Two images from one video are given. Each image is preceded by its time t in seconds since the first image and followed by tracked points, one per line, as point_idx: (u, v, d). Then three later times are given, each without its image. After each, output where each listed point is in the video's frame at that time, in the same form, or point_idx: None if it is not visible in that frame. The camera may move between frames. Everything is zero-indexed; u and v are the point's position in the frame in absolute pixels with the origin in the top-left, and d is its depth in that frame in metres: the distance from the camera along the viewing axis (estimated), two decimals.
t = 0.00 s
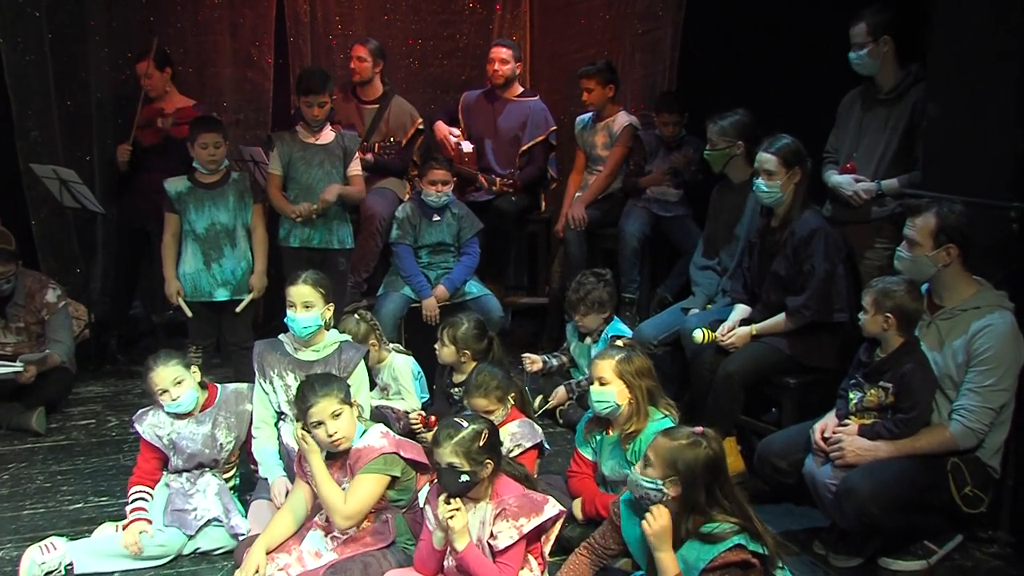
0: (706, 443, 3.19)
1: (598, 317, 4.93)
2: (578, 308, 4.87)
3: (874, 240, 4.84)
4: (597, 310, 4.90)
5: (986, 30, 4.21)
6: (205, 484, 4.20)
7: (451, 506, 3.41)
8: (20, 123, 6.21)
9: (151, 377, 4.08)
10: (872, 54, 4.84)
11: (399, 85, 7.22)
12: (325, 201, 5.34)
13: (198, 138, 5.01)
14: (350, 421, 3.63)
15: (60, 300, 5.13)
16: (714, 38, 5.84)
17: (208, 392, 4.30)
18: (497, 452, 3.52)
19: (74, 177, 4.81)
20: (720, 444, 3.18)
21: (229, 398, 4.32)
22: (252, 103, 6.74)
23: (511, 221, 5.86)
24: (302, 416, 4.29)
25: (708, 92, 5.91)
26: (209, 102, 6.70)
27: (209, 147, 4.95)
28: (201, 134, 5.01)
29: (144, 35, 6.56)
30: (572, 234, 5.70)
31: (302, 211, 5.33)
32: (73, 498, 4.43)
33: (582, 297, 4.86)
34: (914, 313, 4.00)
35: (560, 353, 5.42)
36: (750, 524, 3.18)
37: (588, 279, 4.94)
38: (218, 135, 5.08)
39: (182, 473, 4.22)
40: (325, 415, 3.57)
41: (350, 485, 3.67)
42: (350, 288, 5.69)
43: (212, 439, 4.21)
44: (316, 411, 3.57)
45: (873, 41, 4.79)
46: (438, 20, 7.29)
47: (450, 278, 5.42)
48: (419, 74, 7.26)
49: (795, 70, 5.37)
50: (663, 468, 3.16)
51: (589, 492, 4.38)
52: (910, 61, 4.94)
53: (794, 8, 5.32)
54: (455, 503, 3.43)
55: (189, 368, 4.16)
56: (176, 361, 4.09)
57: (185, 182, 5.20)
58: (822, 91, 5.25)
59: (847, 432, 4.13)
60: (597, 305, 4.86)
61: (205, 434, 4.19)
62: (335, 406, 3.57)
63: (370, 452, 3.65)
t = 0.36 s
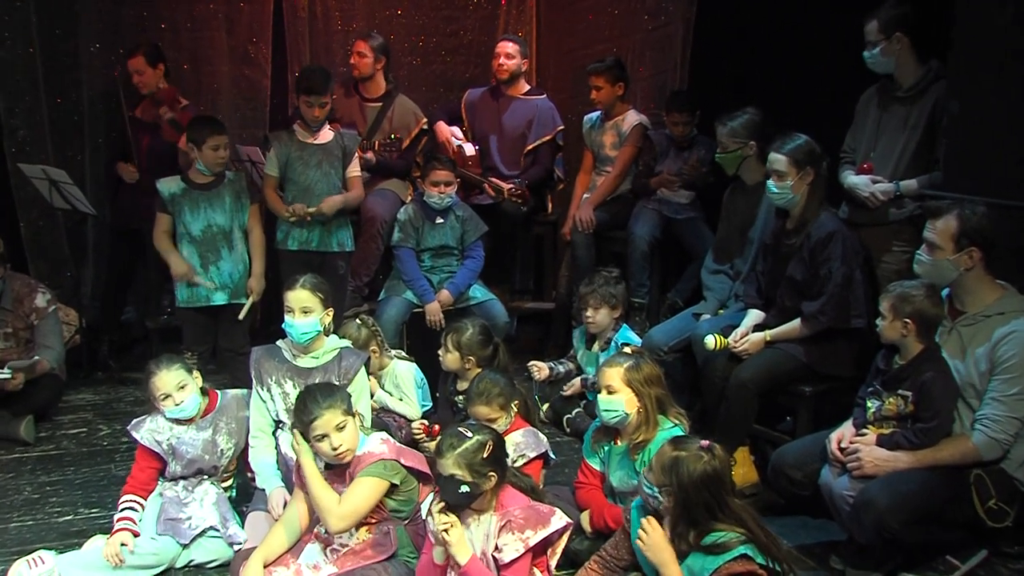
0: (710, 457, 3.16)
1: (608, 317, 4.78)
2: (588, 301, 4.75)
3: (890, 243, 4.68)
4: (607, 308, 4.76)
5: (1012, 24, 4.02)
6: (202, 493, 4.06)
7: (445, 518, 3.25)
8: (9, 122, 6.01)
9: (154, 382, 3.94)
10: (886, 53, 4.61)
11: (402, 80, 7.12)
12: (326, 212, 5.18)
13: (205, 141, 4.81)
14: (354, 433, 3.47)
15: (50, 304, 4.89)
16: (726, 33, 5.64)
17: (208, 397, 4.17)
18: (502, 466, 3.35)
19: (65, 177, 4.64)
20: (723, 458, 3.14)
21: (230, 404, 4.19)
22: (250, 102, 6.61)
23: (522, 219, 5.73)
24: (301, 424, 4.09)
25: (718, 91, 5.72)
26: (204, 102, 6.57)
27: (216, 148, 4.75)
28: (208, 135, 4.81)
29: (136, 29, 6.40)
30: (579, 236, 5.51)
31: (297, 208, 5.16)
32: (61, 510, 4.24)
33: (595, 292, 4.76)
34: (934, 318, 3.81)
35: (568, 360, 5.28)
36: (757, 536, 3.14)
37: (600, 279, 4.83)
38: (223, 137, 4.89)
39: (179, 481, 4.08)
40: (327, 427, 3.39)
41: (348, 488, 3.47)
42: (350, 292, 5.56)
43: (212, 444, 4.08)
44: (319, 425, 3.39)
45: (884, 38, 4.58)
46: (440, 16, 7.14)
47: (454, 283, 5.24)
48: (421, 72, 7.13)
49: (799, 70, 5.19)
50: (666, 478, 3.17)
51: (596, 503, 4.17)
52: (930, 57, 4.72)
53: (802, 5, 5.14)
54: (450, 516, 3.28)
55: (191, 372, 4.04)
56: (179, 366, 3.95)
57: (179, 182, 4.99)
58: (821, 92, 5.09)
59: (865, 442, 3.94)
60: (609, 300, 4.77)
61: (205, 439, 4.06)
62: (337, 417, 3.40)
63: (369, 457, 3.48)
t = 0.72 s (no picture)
0: (722, 470, 3.00)
1: (619, 323, 4.64)
2: (597, 306, 4.61)
3: (913, 246, 4.49)
4: (618, 315, 4.62)
5: None
6: (203, 504, 3.87)
7: (449, 531, 3.12)
8: None
9: (159, 386, 3.81)
10: (907, 50, 4.43)
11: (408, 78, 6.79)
12: (330, 238, 5.04)
13: (197, 152, 4.73)
14: (355, 444, 3.30)
15: (43, 309, 4.63)
16: (741, 28, 5.44)
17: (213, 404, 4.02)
18: (511, 479, 3.19)
19: (58, 178, 4.49)
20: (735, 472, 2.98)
21: (233, 412, 4.04)
22: (250, 100, 6.25)
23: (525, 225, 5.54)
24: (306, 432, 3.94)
25: (733, 88, 5.52)
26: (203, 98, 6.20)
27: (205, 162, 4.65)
28: (200, 146, 4.73)
29: (132, 26, 6.13)
30: (590, 239, 5.33)
31: (301, 235, 5.00)
32: (54, 522, 4.04)
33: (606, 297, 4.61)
34: (962, 324, 3.63)
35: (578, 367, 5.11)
36: (778, 552, 2.95)
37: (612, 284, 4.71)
38: (215, 152, 4.77)
39: (179, 492, 3.89)
40: (327, 436, 3.24)
41: (361, 516, 3.31)
42: (353, 297, 5.35)
43: (215, 453, 3.92)
44: (319, 433, 3.25)
45: (907, 35, 4.40)
46: (446, 12, 6.83)
47: (461, 287, 5.07)
48: (427, 69, 6.80)
49: (801, 69, 5.09)
50: (674, 496, 3.03)
51: (608, 514, 3.99)
52: (954, 53, 4.52)
53: None
54: (454, 530, 3.14)
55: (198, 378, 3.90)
56: (185, 371, 3.82)
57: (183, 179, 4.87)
58: (829, 91, 4.96)
59: (886, 453, 3.75)
60: (618, 306, 4.60)
61: (207, 448, 3.90)
62: (338, 428, 3.25)
63: (375, 477, 3.30)
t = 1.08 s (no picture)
0: (741, 482, 2.85)
1: (629, 331, 4.49)
2: (611, 311, 4.48)
3: (942, 250, 4.28)
4: (631, 325, 4.48)
5: None
6: (204, 515, 3.69)
7: (461, 542, 3.00)
8: None
9: (167, 392, 3.63)
10: (938, 45, 4.24)
11: (416, 76, 6.58)
12: (347, 249, 4.83)
13: (192, 156, 4.47)
14: (357, 460, 3.13)
15: (40, 313, 4.41)
16: (762, 24, 5.25)
17: (218, 412, 3.84)
18: (523, 491, 3.04)
19: (56, 178, 4.34)
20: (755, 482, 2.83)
21: (237, 421, 3.86)
22: (255, 98, 6.06)
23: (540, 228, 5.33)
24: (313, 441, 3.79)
25: (754, 87, 5.33)
26: (206, 96, 6.02)
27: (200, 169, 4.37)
28: (197, 149, 4.46)
29: (133, 22, 5.97)
30: (604, 243, 5.10)
31: (317, 250, 4.79)
32: (50, 534, 3.87)
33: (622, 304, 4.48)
34: (994, 332, 3.39)
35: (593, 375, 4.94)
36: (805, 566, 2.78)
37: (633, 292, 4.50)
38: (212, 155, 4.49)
39: (179, 502, 3.72)
40: (330, 448, 3.10)
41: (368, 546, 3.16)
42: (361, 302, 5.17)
43: (217, 463, 3.75)
44: (323, 441, 3.11)
45: (937, 30, 4.21)
46: (457, 8, 6.61)
47: (472, 291, 4.90)
48: (438, 67, 6.60)
49: (801, 69, 5.03)
50: (693, 512, 2.86)
51: (623, 527, 3.82)
52: (985, 49, 4.33)
53: None
54: (467, 542, 3.02)
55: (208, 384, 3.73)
56: (198, 377, 3.65)
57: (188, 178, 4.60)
58: (850, 90, 4.79)
59: (913, 464, 3.53)
60: (631, 315, 4.46)
61: (209, 458, 3.73)
62: (342, 442, 3.10)
63: (382, 502, 3.15)
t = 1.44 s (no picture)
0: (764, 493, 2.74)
1: (648, 339, 4.35)
2: (632, 318, 4.34)
3: (971, 253, 4.09)
4: (651, 334, 4.34)
5: None
6: (204, 526, 3.54)
7: (471, 556, 2.88)
8: None
9: (157, 400, 3.48)
10: (968, 40, 4.06)
11: (424, 73, 6.43)
12: (354, 262, 4.61)
13: (195, 154, 4.29)
14: (359, 481, 3.04)
15: (36, 317, 4.24)
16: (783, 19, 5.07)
17: (216, 420, 3.68)
18: (535, 502, 2.88)
19: (52, 177, 4.18)
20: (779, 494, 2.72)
21: (236, 428, 3.69)
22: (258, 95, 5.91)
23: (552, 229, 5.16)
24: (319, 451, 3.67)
25: (773, 84, 5.15)
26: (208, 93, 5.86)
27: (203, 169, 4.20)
28: (200, 148, 4.28)
29: (133, 18, 5.81)
30: (619, 246, 4.91)
31: (322, 255, 4.58)
32: (46, 546, 3.70)
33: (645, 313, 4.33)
34: None
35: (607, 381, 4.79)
36: None
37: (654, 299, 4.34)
38: (216, 153, 4.31)
39: (178, 514, 3.56)
40: (332, 465, 3.02)
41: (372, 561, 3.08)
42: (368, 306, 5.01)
43: (217, 473, 3.57)
44: (328, 455, 3.04)
45: (968, 25, 4.03)
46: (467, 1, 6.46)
47: (483, 295, 4.73)
48: (446, 64, 6.45)
49: (801, 69, 4.97)
50: (713, 522, 2.75)
51: (638, 538, 3.64)
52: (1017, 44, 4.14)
53: None
54: (476, 555, 2.90)
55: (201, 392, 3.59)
56: (189, 384, 3.50)
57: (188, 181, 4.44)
58: (874, 87, 4.61)
59: (942, 475, 3.35)
60: (652, 327, 4.33)
61: (207, 468, 3.55)
62: (343, 461, 3.02)
63: (392, 520, 3.05)
